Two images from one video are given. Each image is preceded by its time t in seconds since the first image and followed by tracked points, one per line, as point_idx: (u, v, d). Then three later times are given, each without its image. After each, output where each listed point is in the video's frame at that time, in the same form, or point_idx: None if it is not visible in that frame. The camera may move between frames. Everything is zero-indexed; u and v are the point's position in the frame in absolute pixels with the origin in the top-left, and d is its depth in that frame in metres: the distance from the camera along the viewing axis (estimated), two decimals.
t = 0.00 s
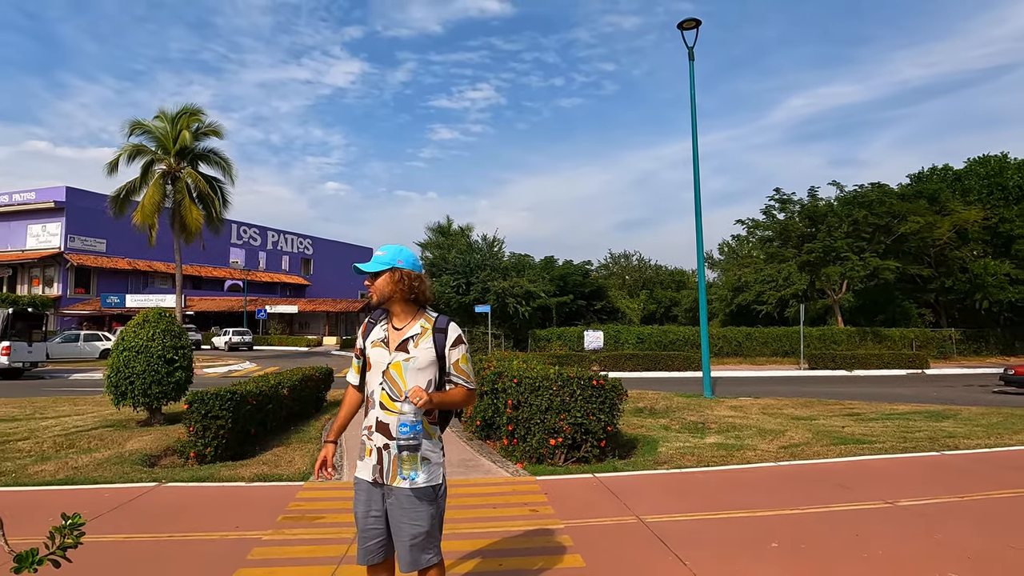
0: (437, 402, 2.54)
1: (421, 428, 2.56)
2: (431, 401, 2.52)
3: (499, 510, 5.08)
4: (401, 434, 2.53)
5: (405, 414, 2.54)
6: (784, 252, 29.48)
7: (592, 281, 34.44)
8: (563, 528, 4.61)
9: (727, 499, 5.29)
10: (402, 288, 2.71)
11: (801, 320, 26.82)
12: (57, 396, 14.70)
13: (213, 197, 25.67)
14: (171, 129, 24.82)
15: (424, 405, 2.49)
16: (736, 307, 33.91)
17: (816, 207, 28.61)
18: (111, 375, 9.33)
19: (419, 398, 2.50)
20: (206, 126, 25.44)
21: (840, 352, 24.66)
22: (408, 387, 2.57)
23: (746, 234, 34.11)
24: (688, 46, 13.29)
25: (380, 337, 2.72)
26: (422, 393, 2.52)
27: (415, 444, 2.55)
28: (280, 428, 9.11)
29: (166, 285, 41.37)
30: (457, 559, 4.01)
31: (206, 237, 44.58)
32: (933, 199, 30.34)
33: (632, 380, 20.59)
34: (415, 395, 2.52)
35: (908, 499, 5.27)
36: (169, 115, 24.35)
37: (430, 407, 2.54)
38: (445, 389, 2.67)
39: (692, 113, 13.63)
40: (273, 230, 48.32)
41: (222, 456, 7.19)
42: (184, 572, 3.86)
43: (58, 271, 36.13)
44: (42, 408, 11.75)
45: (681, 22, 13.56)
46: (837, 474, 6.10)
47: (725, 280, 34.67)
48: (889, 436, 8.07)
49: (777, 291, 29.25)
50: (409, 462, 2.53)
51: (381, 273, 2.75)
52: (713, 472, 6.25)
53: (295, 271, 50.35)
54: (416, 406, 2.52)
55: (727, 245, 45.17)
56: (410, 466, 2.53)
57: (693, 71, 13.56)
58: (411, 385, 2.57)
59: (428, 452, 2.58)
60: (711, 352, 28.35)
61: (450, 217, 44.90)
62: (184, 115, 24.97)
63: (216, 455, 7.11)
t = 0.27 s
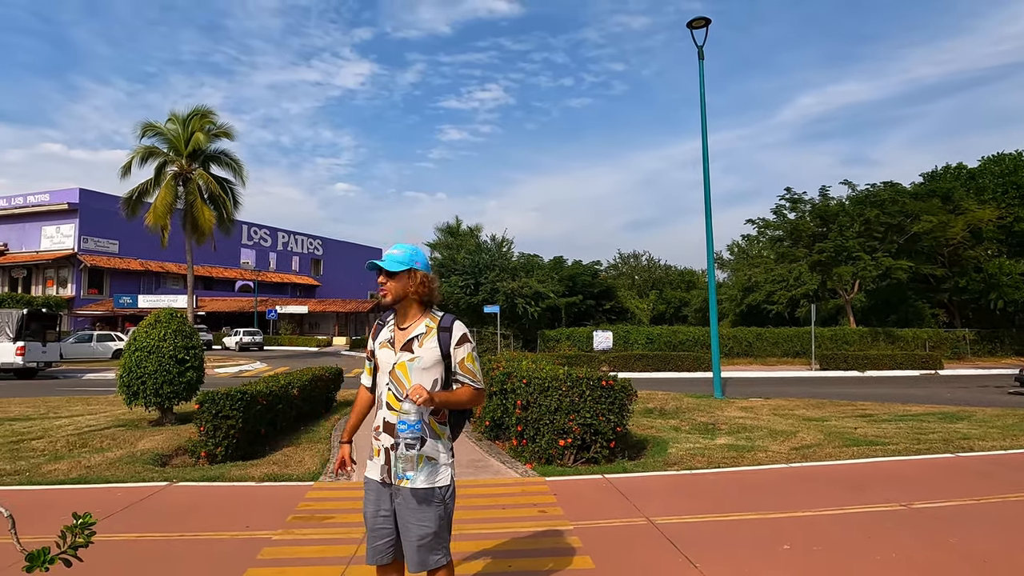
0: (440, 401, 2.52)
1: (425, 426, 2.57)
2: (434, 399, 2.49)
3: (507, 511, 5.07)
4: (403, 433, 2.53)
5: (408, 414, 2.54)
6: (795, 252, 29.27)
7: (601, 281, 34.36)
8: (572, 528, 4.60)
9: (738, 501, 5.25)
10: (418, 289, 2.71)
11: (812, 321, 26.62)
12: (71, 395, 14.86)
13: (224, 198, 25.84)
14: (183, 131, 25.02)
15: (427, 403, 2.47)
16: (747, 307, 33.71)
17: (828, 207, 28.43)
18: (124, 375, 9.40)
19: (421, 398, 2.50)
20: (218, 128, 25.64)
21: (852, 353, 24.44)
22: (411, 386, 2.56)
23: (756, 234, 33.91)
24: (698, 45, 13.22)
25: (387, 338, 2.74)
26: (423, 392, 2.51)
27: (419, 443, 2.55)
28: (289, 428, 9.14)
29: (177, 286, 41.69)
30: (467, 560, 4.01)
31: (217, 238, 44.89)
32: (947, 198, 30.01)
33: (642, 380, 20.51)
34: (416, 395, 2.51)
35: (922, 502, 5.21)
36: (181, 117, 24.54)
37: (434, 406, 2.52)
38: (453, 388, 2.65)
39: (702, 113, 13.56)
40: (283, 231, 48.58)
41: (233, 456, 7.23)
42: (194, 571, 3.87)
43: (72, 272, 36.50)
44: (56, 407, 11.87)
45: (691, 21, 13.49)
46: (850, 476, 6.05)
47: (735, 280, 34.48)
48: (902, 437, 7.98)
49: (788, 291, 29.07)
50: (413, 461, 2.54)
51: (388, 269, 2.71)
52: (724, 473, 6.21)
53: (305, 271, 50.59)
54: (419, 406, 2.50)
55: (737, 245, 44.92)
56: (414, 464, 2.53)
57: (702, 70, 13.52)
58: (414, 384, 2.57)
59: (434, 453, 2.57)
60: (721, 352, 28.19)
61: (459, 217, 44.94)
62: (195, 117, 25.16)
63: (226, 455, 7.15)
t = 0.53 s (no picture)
0: (446, 400, 2.50)
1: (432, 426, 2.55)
2: (439, 397, 2.47)
3: (513, 513, 5.05)
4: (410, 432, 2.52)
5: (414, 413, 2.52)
6: (803, 252, 29.13)
7: (607, 282, 34.30)
8: (577, 530, 4.57)
9: (746, 503, 5.21)
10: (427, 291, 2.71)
11: (820, 321, 26.47)
12: (80, 395, 14.96)
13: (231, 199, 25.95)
14: (191, 133, 25.15)
15: (433, 402, 2.45)
16: (754, 307, 33.57)
17: (835, 207, 28.31)
18: (131, 376, 9.44)
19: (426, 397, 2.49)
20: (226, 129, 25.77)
21: (860, 354, 24.29)
22: (416, 385, 2.55)
23: (764, 234, 33.77)
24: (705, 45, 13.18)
25: (391, 338, 2.72)
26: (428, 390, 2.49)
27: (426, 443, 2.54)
28: (295, 428, 9.15)
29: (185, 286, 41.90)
30: (472, 562, 3.98)
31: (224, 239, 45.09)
32: (957, 197, 29.80)
33: (649, 381, 20.44)
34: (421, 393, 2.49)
35: (932, 504, 5.15)
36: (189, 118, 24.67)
37: (439, 404, 2.49)
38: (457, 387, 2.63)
39: (709, 112, 13.51)
40: (290, 232, 48.76)
41: (239, 456, 7.24)
42: (199, 572, 3.87)
43: (81, 272, 36.74)
44: (64, 407, 11.94)
45: (697, 20, 13.44)
46: (858, 478, 5.99)
47: (742, 280, 34.35)
48: (911, 439, 7.90)
49: (796, 291, 28.94)
50: (420, 460, 2.53)
51: (400, 268, 2.68)
52: (730, 475, 6.17)
53: (312, 272, 50.76)
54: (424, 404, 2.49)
55: (744, 245, 44.75)
56: (421, 464, 2.52)
57: (709, 70, 13.47)
58: (419, 383, 2.56)
59: (439, 452, 2.56)
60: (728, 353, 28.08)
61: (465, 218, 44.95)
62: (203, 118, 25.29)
63: (232, 455, 7.16)
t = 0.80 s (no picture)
0: (449, 399, 2.48)
1: (435, 426, 2.53)
2: (442, 397, 2.45)
3: (516, 514, 5.01)
4: (413, 432, 2.50)
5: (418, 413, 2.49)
6: (809, 252, 29.02)
7: (612, 282, 34.24)
8: (580, 532, 4.54)
9: (751, 505, 5.16)
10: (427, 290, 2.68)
11: (827, 321, 26.34)
12: (85, 395, 15.01)
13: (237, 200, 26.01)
14: (196, 133, 25.22)
15: (436, 401, 2.43)
16: (759, 308, 33.47)
17: (842, 207, 28.19)
18: (136, 376, 9.46)
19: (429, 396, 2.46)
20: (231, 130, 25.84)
21: (867, 354, 24.20)
22: (418, 385, 2.52)
23: (769, 234, 33.68)
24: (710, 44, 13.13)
25: (392, 337, 2.70)
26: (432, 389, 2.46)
27: (430, 442, 2.52)
28: (299, 428, 9.15)
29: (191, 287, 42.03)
30: (475, 563, 3.96)
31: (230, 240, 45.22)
32: (964, 197, 29.64)
33: (654, 381, 20.39)
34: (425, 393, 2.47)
35: (939, 507, 5.10)
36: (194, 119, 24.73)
37: (442, 404, 2.47)
38: (459, 386, 2.61)
39: (714, 112, 13.46)
40: (295, 232, 48.86)
41: (243, 456, 7.24)
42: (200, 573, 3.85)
43: (87, 273, 36.91)
44: (70, 406, 11.97)
45: (702, 20, 13.39)
46: (865, 479, 5.93)
47: (748, 281, 34.24)
48: (919, 441, 7.83)
49: (801, 292, 28.85)
50: (423, 461, 2.50)
51: (403, 268, 2.67)
52: (735, 477, 6.12)
53: (317, 273, 50.85)
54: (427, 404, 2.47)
55: (749, 246, 44.62)
56: (425, 463, 2.50)
57: (714, 69, 13.43)
58: (421, 384, 2.53)
59: (443, 452, 2.54)
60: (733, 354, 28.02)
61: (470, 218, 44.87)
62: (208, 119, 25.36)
63: (236, 455, 7.15)
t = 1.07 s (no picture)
0: (453, 399, 2.43)
1: (439, 426, 2.49)
2: (447, 397, 2.40)
3: (521, 515, 4.97)
4: (417, 433, 2.46)
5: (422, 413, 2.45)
6: (815, 251, 28.90)
7: (616, 282, 34.15)
8: (586, 534, 4.49)
9: (759, 507, 5.10)
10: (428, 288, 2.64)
11: (832, 321, 26.22)
12: (91, 395, 15.05)
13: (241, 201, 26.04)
14: (201, 134, 25.27)
15: (440, 401, 2.38)
16: (765, 307, 33.34)
17: (847, 206, 28.05)
18: (141, 376, 9.45)
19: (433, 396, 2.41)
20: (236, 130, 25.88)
21: (873, 354, 24.08)
22: (421, 386, 2.48)
23: (775, 233, 33.54)
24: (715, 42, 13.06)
25: (394, 337, 2.66)
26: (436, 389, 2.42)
27: (434, 443, 2.48)
28: (303, 428, 9.13)
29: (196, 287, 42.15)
30: (480, 565, 3.92)
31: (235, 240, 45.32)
32: (972, 196, 29.45)
33: (659, 381, 20.31)
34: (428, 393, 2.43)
35: (951, 509, 5.02)
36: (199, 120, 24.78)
37: (447, 404, 2.43)
38: (463, 385, 2.56)
39: (719, 110, 13.40)
40: (300, 233, 48.94)
41: (247, 456, 7.22)
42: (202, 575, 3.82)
43: (93, 273, 37.04)
44: (75, 407, 12.00)
45: (707, 18, 13.33)
46: (875, 480, 5.86)
47: (753, 280, 34.13)
48: (928, 441, 7.74)
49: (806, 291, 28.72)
50: (427, 462, 2.45)
51: (405, 266, 2.62)
52: (742, 477, 6.06)
53: (321, 273, 50.92)
54: (431, 404, 2.43)
55: (755, 245, 44.46)
56: (429, 465, 2.45)
57: (719, 68, 13.36)
58: (424, 383, 2.49)
59: (447, 453, 2.49)
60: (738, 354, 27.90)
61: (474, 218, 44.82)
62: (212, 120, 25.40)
63: (240, 455, 7.13)
